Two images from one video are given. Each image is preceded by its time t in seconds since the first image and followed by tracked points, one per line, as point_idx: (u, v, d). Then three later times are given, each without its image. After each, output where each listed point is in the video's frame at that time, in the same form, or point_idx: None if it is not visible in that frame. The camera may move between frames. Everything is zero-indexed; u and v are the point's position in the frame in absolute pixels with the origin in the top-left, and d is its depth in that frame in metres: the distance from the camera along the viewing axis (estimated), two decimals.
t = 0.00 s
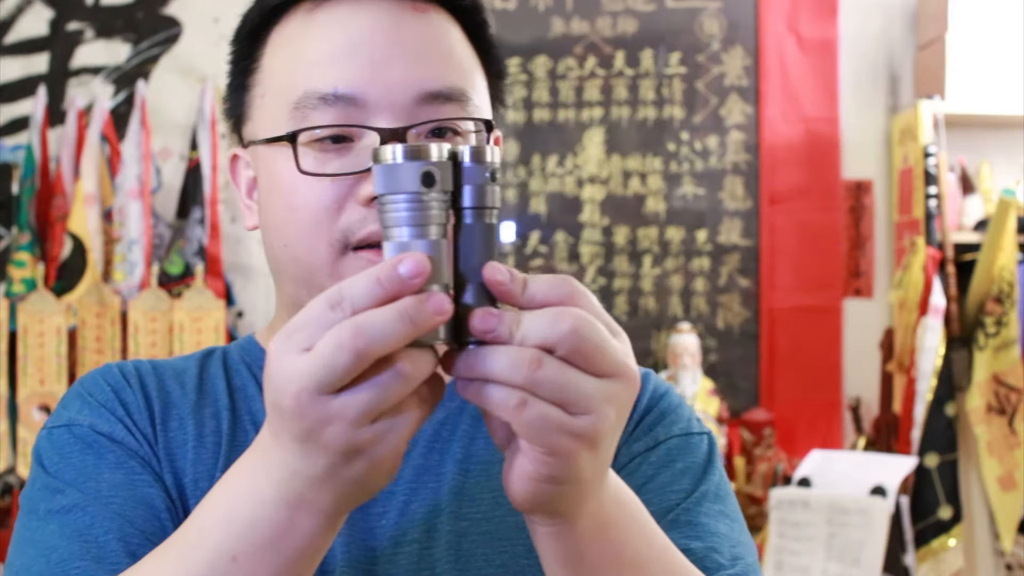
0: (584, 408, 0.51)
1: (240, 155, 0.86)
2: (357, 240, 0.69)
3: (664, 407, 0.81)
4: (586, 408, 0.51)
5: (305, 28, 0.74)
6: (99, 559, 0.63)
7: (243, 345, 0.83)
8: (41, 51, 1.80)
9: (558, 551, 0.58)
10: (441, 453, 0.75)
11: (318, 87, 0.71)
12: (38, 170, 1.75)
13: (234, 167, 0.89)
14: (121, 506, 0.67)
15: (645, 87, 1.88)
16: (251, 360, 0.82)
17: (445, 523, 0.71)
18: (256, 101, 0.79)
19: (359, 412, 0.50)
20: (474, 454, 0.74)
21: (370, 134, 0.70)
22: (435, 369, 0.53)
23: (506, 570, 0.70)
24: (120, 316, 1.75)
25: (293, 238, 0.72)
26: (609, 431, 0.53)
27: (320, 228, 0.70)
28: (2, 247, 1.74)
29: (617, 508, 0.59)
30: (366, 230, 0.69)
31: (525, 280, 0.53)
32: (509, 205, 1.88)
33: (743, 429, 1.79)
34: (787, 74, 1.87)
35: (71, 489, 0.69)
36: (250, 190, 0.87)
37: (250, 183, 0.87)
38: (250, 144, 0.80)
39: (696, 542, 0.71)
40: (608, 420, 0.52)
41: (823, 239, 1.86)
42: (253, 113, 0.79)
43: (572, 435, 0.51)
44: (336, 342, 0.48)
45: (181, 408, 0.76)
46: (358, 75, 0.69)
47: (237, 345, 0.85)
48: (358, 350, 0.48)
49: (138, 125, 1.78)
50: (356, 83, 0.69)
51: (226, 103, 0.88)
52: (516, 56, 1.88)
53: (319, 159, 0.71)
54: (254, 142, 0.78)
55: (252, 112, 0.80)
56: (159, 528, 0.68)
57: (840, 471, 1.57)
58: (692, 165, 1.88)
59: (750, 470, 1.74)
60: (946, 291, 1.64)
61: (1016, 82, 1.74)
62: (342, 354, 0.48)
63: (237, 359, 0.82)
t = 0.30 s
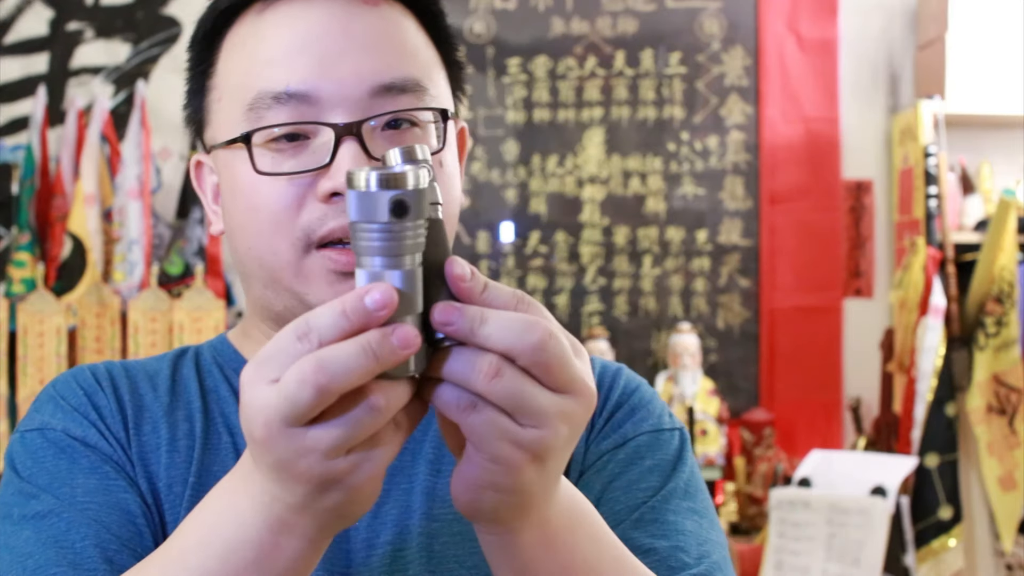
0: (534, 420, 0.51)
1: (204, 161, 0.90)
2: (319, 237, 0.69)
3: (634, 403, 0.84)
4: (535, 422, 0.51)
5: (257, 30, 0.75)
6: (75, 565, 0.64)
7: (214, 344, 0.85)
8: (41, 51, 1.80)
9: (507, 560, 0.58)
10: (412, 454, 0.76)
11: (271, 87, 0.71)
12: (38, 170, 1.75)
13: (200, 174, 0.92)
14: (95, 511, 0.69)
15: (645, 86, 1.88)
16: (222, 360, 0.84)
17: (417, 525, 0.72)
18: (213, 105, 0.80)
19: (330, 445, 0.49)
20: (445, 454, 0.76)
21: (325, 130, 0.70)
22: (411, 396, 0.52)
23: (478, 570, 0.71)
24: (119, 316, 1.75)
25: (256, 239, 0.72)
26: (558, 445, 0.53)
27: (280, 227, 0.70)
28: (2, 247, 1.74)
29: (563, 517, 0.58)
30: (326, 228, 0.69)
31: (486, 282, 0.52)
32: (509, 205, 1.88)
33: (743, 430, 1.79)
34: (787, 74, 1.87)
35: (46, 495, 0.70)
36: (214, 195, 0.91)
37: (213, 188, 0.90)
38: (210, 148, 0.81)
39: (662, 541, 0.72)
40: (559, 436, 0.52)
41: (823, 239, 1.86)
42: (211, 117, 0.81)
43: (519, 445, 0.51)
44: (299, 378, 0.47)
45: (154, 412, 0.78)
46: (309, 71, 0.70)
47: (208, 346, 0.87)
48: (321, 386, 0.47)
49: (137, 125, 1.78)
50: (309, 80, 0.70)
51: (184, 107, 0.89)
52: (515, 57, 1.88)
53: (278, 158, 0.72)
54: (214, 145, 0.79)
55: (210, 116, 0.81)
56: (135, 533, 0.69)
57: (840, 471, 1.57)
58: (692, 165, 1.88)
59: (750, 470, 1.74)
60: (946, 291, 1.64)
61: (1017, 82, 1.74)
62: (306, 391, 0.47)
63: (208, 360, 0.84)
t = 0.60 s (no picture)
0: (515, 428, 0.51)
1: (188, 167, 0.90)
2: (299, 238, 0.72)
3: (621, 402, 0.84)
4: (516, 429, 0.52)
5: (233, 35, 0.77)
6: (65, 561, 0.65)
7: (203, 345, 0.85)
8: (41, 51, 1.80)
9: (492, 561, 0.58)
10: (400, 452, 0.77)
11: (248, 90, 0.73)
12: (38, 170, 1.75)
13: (183, 179, 0.94)
14: (85, 509, 0.69)
15: (645, 86, 1.88)
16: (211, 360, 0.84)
17: (404, 522, 0.73)
18: (194, 112, 0.82)
19: (296, 419, 0.50)
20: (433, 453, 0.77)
21: (301, 131, 0.73)
22: (379, 368, 0.53)
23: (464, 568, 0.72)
24: (119, 316, 1.75)
25: (237, 239, 0.75)
26: (538, 452, 0.53)
27: (260, 227, 0.73)
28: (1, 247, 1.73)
29: (546, 522, 0.58)
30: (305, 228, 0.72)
31: (477, 291, 0.52)
32: (509, 205, 1.88)
33: (743, 430, 1.79)
34: (788, 74, 1.87)
35: (35, 493, 0.70)
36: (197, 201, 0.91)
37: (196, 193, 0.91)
38: (193, 151, 0.84)
39: (648, 540, 0.73)
40: (540, 444, 0.53)
41: (823, 239, 1.86)
42: (192, 123, 0.83)
43: (502, 450, 0.52)
44: (261, 354, 0.48)
45: (143, 410, 0.78)
46: (284, 73, 0.72)
47: (198, 346, 0.87)
48: (280, 360, 0.48)
49: (137, 125, 1.78)
50: (284, 82, 0.72)
51: (168, 113, 0.91)
52: (515, 56, 1.88)
53: (256, 161, 0.74)
54: (196, 150, 0.82)
55: (192, 121, 0.83)
56: (124, 530, 0.70)
57: (840, 471, 1.57)
58: (692, 165, 1.88)
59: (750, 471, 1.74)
60: (946, 291, 1.64)
61: (1017, 82, 1.73)
62: (268, 366, 0.48)
63: (197, 360, 0.84)
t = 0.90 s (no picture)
0: (518, 449, 0.53)
1: (184, 169, 0.90)
2: (294, 241, 0.72)
3: (618, 403, 0.84)
4: (519, 450, 0.53)
5: (229, 37, 0.77)
6: (64, 560, 0.65)
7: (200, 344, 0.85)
8: (41, 50, 1.80)
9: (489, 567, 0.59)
10: (398, 450, 0.78)
11: (243, 94, 0.74)
12: (38, 170, 1.75)
13: (179, 180, 0.93)
14: (83, 508, 0.69)
15: (645, 86, 1.88)
16: (209, 359, 0.84)
17: (402, 520, 0.73)
18: (189, 113, 0.83)
19: (296, 429, 0.51)
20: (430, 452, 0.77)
21: (296, 135, 0.73)
22: (378, 382, 0.53)
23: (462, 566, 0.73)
24: (119, 316, 1.75)
25: (231, 242, 0.76)
26: (541, 473, 0.55)
27: (256, 230, 0.73)
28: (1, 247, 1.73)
29: (545, 537, 0.60)
30: (299, 231, 0.72)
31: (479, 313, 0.53)
32: (509, 205, 1.88)
33: (743, 430, 1.79)
34: (788, 74, 1.87)
35: (35, 492, 0.70)
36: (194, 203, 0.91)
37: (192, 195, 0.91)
38: (188, 154, 0.84)
39: (646, 542, 0.73)
40: (543, 463, 0.54)
41: (823, 240, 1.86)
42: (187, 125, 0.83)
43: (505, 472, 0.54)
44: (264, 365, 0.49)
45: (141, 410, 0.78)
46: (280, 77, 0.73)
47: (196, 346, 0.87)
48: (284, 373, 0.49)
49: (137, 125, 1.78)
50: (280, 86, 0.73)
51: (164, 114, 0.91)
52: (515, 56, 1.88)
53: (252, 165, 0.75)
54: (191, 152, 0.82)
55: (187, 124, 0.84)
56: (122, 529, 0.70)
57: (840, 471, 1.57)
58: (692, 165, 1.88)
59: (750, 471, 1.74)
60: (946, 291, 1.64)
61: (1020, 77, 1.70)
62: (271, 377, 0.49)
63: (195, 360, 0.84)
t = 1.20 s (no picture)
0: (533, 450, 0.53)
1: (191, 167, 0.90)
2: (304, 243, 0.72)
3: (620, 405, 0.84)
4: (534, 451, 0.54)
5: (240, 39, 0.77)
6: (73, 556, 0.65)
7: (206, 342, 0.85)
8: (41, 51, 1.80)
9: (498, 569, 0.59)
10: (402, 449, 0.78)
11: (256, 98, 0.74)
12: (38, 170, 1.75)
13: (185, 179, 0.93)
14: (90, 505, 0.69)
15: (645, 86, 1.88)
16: (214, 357, 0.84)
17: (407, 519, 0.73)
18: (199, 114, 0.83)
19: (317, 428, 0.51)
20: (435, 451, 0.77)
21: (309, 140, 0.74)
22: (397, 381, 0.54)
23: (468, 565, 0.73)
24: (119, 316, 1.75)
25: (241, 245, 0.75)
26: (555, 474, 0.55)
27: (266, 234, 0.73)
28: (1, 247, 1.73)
29: (556, 538, 0.60)
30: (311, 234, 0.72)
31: (500, 315, 0.54)
32: (509, 205, 1.88)
33: (743, 430, 1.79)
34: (787, 74, 1.87)
35: (42, 488, 0.71)
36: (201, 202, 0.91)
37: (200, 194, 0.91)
38: (197, 154, 0.84)
39: (648, 543, 0.73)
40: (558, 465, 0.55)
41: (823, 239, 1.86)
42: (196, 125, 0.83)
43: (519, 473, 0.54)
44: (287, 366, 0.49)
45: (147, 406, 0.78)
46: (293, 81, 0.73)
47: (202, 344, 0.87)
48: (307, 373, 0.49)
49: (138, 125, 1.78)
50: (292, 91, 0.73)
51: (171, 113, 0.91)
52: (515, 56, 1.88)
53: (264, 168, 0.75)
54: (200, 153, 0.82)
55: (196, 124, 0.83)
56: (130, 525, 0.70)
57: (840, 471, 1.57)
58: (692, 165, 1.88)
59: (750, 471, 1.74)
60: (946, 291, 1.63)
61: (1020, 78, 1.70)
62: (293, 378, 0.49)
63: (201, 357, 0.84)
